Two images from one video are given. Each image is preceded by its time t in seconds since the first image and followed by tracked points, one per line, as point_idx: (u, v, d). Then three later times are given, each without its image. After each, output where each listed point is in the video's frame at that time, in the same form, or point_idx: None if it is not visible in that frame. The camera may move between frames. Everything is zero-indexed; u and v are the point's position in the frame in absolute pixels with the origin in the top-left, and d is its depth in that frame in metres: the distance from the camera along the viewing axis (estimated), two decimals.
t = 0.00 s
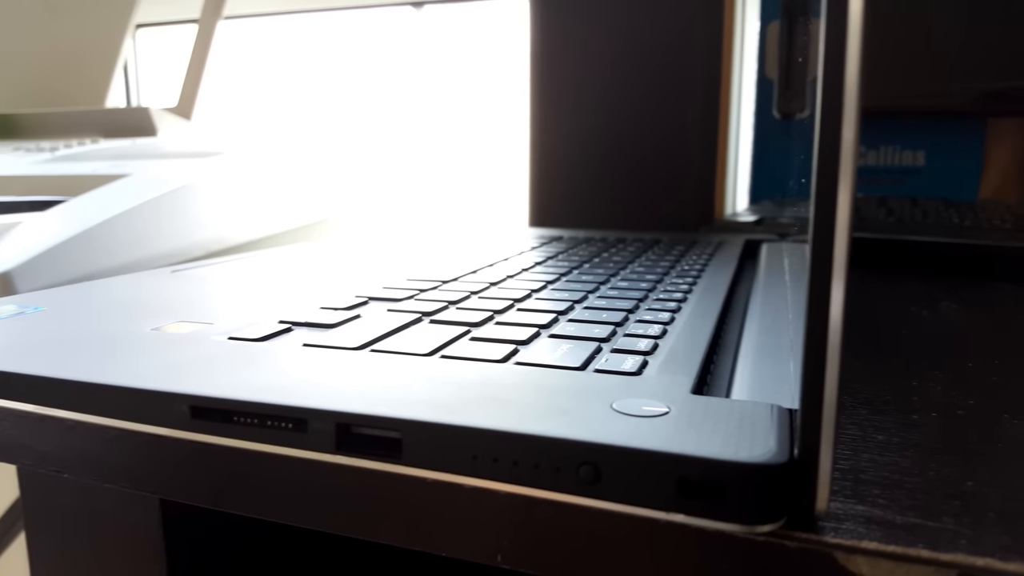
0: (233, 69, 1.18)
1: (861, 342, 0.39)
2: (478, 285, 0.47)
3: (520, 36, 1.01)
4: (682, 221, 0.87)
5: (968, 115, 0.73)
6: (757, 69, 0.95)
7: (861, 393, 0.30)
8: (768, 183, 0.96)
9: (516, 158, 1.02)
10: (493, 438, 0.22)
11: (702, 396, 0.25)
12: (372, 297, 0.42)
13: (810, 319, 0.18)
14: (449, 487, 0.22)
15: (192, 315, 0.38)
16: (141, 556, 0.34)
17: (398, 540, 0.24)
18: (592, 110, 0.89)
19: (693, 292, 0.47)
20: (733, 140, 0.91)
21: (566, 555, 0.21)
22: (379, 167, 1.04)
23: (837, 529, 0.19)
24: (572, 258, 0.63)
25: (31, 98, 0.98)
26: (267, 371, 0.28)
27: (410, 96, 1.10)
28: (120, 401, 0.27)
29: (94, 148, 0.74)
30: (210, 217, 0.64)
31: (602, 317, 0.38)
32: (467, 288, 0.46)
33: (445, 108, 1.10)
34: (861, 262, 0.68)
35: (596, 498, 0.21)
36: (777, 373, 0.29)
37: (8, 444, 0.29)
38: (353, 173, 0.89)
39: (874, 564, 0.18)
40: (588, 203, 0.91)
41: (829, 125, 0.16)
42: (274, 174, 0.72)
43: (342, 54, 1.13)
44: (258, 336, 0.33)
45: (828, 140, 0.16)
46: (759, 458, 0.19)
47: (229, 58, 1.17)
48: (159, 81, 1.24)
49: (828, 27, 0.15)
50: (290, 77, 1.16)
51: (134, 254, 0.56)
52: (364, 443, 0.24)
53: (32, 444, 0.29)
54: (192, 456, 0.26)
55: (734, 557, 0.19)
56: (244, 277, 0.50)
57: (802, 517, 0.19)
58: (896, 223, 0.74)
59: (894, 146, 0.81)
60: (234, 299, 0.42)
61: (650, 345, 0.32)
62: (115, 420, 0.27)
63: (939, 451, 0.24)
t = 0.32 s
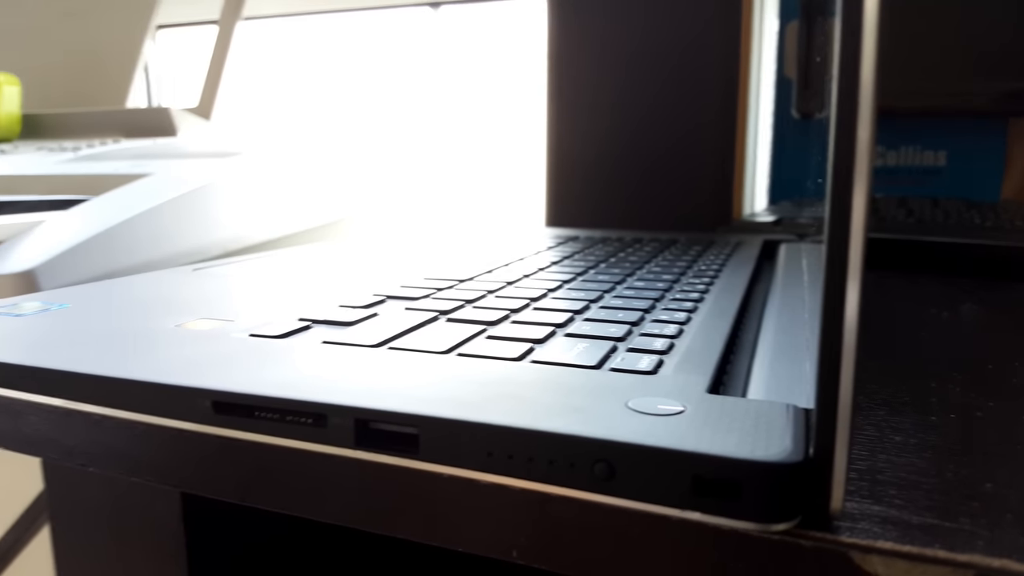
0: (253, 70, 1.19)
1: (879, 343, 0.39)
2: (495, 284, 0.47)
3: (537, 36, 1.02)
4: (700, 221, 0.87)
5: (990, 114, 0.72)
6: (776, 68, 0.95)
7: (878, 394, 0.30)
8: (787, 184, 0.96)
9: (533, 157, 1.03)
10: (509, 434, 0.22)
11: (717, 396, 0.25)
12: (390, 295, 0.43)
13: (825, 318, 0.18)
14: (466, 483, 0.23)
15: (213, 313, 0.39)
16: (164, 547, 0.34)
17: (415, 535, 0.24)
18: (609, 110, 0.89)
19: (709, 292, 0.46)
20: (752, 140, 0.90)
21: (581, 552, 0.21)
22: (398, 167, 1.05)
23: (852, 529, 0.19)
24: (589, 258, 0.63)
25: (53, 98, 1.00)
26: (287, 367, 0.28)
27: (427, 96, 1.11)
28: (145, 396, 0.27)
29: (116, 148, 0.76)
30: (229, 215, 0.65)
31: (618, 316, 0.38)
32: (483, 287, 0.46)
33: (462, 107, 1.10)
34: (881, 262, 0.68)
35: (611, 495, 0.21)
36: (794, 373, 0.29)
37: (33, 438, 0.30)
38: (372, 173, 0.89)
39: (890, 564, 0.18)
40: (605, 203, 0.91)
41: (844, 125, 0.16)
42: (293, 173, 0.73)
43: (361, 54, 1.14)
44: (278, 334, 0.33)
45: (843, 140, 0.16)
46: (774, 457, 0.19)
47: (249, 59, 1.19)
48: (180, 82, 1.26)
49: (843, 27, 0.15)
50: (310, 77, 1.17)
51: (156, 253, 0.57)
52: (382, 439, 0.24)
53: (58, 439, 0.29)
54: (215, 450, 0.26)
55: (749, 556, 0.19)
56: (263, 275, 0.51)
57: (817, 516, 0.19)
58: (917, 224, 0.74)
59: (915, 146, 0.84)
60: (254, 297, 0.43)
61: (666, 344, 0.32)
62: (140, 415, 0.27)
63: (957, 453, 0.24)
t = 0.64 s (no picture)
0: (273, 71, 1.20)
1: (897, 343, 0.39)
2: (510, 284, 0.47)
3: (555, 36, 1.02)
4: (717, 221, 0.87)
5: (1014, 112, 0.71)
6: (795, 67, 0.94)
7: (895, 395, 0.30)
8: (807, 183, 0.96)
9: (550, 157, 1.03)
10: (523, 432, 0.22)
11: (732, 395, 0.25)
12: (406, 294, 0.43)
13: (841, 318, 0.18)
14: (479, 480, 0.23)
15: (231, 311, 0.39)
16: (182, 543, 0.35)
17: (428, 532, 0.24)
18: (625, 110, 0.89)
19: (726, 292, 0.46)
20: (770, 140, 0.90)
21: (593, 551, 0.22)
22: (415, 167, 1.05)
23: (867, 529, 0.19)
24: (605, 257, 0.63)
25: (75, 99, 1.01)
26: (304, 365, 0.28)
27: (444, 96, 1.11)
28: (163, 392, 0.28)
29: (136, 148, 0.77)
30: (248, 215, 0.66)
31: (634, 316, 0.38)
32: (499, 287, 0.46)
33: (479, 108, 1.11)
34: (902, 262, 0.67)
35: (625, 493, 0.21)
36: (810, 373, 0.29)
37: (55, 433, 0.30)
38: (389, 173, 0.90)
39: (905, 564, 0.18)
40: (622, 203, 0.91)
41: (859, 123, 0.16)
42: (311, 174, 0.74)
43: (379, 54, 1.14)
44: (296, 332, 0.34)
45: (859, 139, 0.16)
46: (788, 456, 0.19)
47: (269, 60, 1.20)
48: (200, 83, 1.27)
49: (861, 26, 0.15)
50: (328, 78, 1.18)
51: (176, 252, 0.58)
52: (397, 436, 0.24)
53: (79, 435, 0.30)
54: (233, 448, 0.26)
55: (762, 555, 0.19)
56: (281, 274, 0.51)
57: (831, 515, 0.19)
58: (938, 224, 0.73)
59: (937, 144, 0.84)
60: (272, 296, 0.43)
61: (681, 344, 0.32)
62: (158, 411, 0.28)
63: (974, 454, 0.23)
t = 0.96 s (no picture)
0: (291, 72, 1.21)
1: (912, 344, 0.39)
2: (525, 283, 0.47)
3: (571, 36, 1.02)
4: (733, 221, 0.86)
5: None
6: (812, 67, 0.94)
7: (910, 396, 0.30)
8: (824, 184, 0.95)
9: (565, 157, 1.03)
10: (538, 430, 0.22)
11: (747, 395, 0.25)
12: (422, 294, 0.43)
13: (855, 320, 0.18)
14: (494, 478, 0.23)
15: (249, 310, 0.40)
16: (199, 540, 0.36)
17: (443, 529, 0.24)
18: (641, 110, 0.89)
19: (742, 292, 0.46)
20: (786, 139, 0.90)
21: (607, 549, 0.22)
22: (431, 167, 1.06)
23: (881, 529, 0.19)
24: (620, 257, 0.63)
25: (95, 99, 1.03)
26: (321, 363, 0.29)
27: (460, 96, 1.12)
28: (183, 389, 0.28)
29: (155, 148, 0.78)
30: (265, 215, 0.66)
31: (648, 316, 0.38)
32: (514, 286, 0.46)
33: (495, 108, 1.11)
34: (920, 263, 0.66)
35: (639, 492, 0.21)
36: (825, 373, 0.29)
37: (75, 430, 0.31)
38: (405, 172, 0.90)
39: (918, 564, 0.18)
40: (636, 202, 0.90)
41: (873, 124, 0.16)
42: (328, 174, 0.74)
43: (395, 55, 1.15)
44: (313, 330, 0.34)
45: (874, 141, 0.16)
46: (803, 456, 0.19)
47: (287, 61, 1.21)
48: (218, 83, 1.29)
49: (876, 27, 0.15)
50: (345, 78, 1.19)
51: (194, 251, 0.59)
52: (413, 433, 0.24)
53: (99, 431, 0.30)
54: (251, 445, 0.27)
55: (776, 555, 0.20)
56: (298, 273, 0.52)
57: (845, 515, 0.19)
58: (955, 225, 0.72)
59: (954, 146, 0.84)
60: (289, 295, 0.44)
61: (696, 344, 0.32)
62: (177, 408, 0.28)
63: (988, 455, 0.23)
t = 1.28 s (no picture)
0: (307, 72, 1.22)
1: (929, 344, 0.38)
2: (540, 283, 0.48)
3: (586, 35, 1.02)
4: (748, 220, 0.86)
5: None
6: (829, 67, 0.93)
7: (925, 397, 0.30)
8: (842, 183, 0.95)
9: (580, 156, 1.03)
10: (552, 428, 0.22)
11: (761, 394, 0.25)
12: (436, 293, 0.44)
13: (869, 321, 0.18)
14: (508, 476, 0.23)
15: (266, 308, 0.40)
16: (217, 535, 0.36)
17: (457, 525, 0.24)
18: (656, 110, 0.88)
19: (757, 292, 0.46)
20: (802, 139, 0.89)
21: (621, 547, 0.22)
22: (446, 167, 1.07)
23: (894, 528, 0.19)
24: (635, 257, 0.63)
25: (114, 99, 1.04)
26: (336, 361, 0.29)
27: (476, 96, 1.12)
28: (201, 386, 0.28)
29: (173, 147, 0.79)
30: (281, 214, 0.67)
31: (663, 316, 0.38)
32: (528, 286, 0.46)
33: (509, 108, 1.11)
34: (936, 263, 0.66)
35: (652, 490, 0.21)
36: (839, 373, 0.29)
37: (94, 426, 0.31)
38: (420, 172, 0.91)
39: (931, 564, 0.18)
40: (651, 202, 0.90)
41: (887, 125, 0.16)
42: (344, 174, 0.75)
43: (410, 55, 1.15)
44: (329, 328, 0.35)
45: (888, 142, 0.16)
46: (816, 455, 0.19)
47: (304, 61, 1.22)
48: (236, 83, 1.30)
49: (888, 30, 0.16)
50: (361, 78, 1.20)
51: (210, 250, 0.59)
52: (428, 431, 0.25)
53: (118, 427, 0.31)
54: (268, 442, 0.27)
55: (789, 554, 0.20)
56: (314, 273, 0.52)
57: (859, 515, 0.19)
58: (972, 226, 0.72)
59: (972, 146, 0.83)
60: (305, 294, 0.44)
61: (710, 343, 0.32)
62: (196, 405, 0.29)
63: (1004, 456, 0.23)
